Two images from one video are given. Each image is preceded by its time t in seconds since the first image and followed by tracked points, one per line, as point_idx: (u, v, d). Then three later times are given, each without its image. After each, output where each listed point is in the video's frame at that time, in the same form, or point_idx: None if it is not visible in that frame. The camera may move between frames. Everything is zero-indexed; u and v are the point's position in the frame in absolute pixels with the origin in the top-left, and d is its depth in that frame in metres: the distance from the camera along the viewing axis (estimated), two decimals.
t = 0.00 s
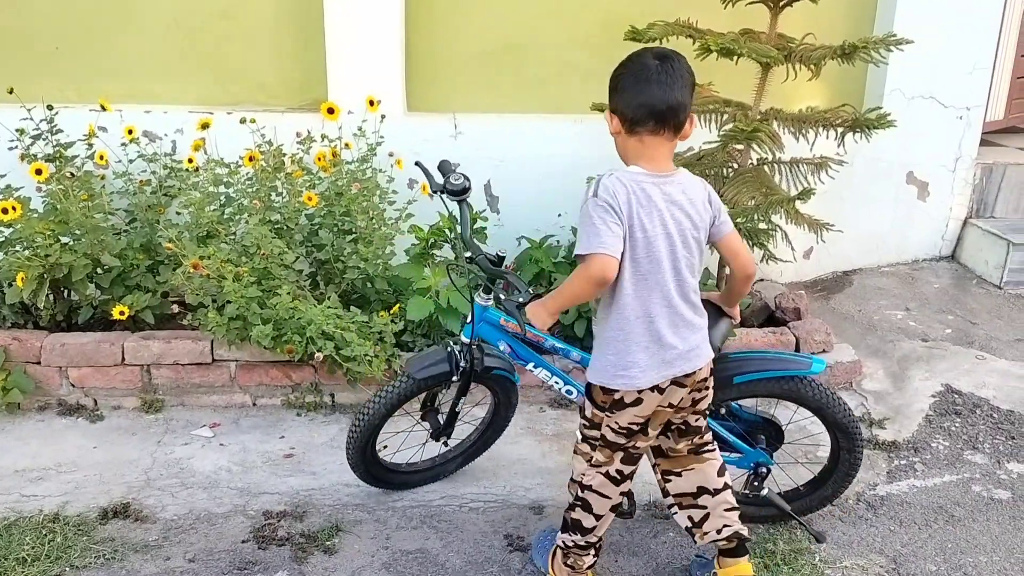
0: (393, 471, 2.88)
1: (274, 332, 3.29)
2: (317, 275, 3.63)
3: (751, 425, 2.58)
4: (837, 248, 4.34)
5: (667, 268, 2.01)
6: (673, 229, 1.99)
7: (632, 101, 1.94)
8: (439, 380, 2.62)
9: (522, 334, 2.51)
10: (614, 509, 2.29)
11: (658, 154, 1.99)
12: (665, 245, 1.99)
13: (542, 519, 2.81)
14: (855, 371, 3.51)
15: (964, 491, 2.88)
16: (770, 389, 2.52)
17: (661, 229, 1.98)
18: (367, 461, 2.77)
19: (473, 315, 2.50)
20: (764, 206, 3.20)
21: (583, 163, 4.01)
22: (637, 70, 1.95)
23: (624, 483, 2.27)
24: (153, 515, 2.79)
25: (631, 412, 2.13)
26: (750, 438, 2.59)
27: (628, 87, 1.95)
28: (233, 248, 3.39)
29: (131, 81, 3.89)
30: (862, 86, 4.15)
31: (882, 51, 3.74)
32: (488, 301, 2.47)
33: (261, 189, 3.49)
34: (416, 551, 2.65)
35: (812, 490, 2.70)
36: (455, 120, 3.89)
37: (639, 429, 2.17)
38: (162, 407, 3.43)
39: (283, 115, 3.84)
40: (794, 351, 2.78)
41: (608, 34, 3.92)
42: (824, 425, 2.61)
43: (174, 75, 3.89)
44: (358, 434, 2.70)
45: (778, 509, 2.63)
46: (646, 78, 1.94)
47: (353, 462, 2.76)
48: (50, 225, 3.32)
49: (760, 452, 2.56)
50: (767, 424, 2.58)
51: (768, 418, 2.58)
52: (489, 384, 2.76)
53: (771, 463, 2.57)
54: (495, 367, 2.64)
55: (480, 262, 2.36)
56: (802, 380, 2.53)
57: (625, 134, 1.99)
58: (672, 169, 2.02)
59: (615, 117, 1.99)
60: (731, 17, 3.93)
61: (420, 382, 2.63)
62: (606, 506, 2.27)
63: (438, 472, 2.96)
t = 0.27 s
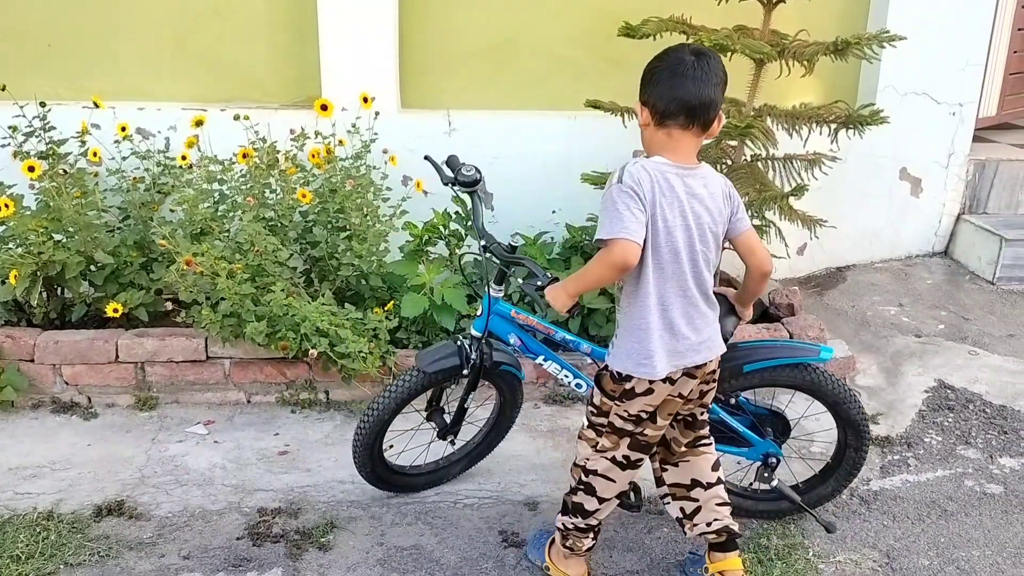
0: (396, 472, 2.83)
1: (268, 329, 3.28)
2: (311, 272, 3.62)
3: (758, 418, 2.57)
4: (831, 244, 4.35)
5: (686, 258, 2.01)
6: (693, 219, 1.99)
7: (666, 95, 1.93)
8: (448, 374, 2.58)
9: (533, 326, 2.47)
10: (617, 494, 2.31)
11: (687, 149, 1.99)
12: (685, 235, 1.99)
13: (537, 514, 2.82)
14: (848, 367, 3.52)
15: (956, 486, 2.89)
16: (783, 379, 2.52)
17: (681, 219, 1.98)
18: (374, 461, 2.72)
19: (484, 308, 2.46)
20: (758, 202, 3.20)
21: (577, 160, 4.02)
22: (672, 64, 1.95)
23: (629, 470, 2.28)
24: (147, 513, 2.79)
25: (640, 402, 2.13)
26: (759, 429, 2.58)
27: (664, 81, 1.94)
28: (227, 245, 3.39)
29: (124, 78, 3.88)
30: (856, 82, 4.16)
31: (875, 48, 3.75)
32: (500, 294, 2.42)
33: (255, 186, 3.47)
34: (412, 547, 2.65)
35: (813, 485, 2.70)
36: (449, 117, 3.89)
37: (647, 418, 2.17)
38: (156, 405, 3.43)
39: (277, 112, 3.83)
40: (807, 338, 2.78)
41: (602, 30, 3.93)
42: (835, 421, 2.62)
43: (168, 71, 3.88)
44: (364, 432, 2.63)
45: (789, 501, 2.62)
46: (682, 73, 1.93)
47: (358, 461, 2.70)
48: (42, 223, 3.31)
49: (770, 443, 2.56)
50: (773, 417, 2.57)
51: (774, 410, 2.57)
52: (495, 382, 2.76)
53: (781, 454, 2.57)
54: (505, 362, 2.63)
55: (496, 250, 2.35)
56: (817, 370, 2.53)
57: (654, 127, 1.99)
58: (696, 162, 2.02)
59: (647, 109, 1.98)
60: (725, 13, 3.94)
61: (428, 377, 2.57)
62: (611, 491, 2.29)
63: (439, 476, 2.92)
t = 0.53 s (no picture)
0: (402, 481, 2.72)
1: (268, 327, 3.28)
2: (311, 270, 3.62)
3: (768, 409, 2.55)
4: (830, 242, 4.35)
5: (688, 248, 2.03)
6: (698, 210, 2.02)
7: (663, 88, 1.94)
8: (457, 365, 2.52)
9: (549, 317, 2.45)
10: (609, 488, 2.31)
11: (686, 141, 2.01)
12: (689, 225, 2.01)
13: (536, 512, 2.82)
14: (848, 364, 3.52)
15: (955, 483, 2.90)
16: (798, 367, 2.53)
17: (687, 208, 2.00)
18: (376, 461, 2.63)
19: (500, 300, 2.41)
20: (757, 200, 3.20)
21: (576, 158, 4.02)
22: (666, 57, 1.96)
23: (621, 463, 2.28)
24: (147, 511, 2.79)
25: (630, 394, 2.14)
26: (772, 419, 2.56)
27: (658, 74, 1.95)
28: (226, 243, 3.39)
29: (123, 77, 3.87)
30: (855, 79, 4.16)
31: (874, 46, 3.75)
32: (517, 284, 2.38)
33: (254, 184, 3.47)
34: (411, 545, 2.66)
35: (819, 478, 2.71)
36: (448, 115, 3.89)
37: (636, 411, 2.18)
38: (156, 403, 3.43)
39: (276, 110, 3.83)
40: (812, 325, 2.81)
41: (601, 28, 3.92)
42: (844, 413, 2.64)
43: (167, 69, 3.87)
44: (366, 424, 2.55)
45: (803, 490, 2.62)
46: (677, 65, 1.94)
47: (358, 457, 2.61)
48: (42, 221, 3.31)
49: (784, 430, 2.55)
50: (780, 407, 2.56)
51: (781, 401, 2.56)
52: (508, 391, 2.66)
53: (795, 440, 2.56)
54: (516, 365, 2.57)
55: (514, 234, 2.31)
56: (832, 357, 2.55)
57: (653, 120, 2.00)
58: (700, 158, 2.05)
59: (644, 103, 1.99)
60: (724, 10, 3.93)
61: (437, 367, 2.51)
62: (603, 483, 2.29)
63: (444, 493, 2.79)
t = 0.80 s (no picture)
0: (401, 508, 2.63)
1: (264, 331, 3.27)
2: (307, 273, 3.62)
3: (769, 417, 2.55)
4: (826, 244, 4.34)
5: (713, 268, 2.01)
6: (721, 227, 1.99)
7: (672, 93, 1.93)
8: (456, 394, 2.44)
9: (553, 340, 2.37)
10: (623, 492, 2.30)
11: (698, 146, 1.99)
12: (713, 242, 1.99)
13: (533, 516, 2.81)
14: (845, 367, 3.52)
15: (953, 486, 2.89)
16: (801, 378, 2.52)
17: (713, 227, 1.97)
18: (372, 492, 2.53)
19: (501, 324, 2.34)
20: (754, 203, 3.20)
21: (572, 161, 4.01)
22: (672, 63, 1.96)
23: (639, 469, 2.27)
24: (142, 516, 2.78)
25: (657, 405, 2.13)
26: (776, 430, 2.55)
27: (665, 79, 1.94)
28: (221, 247, 3.38)
29: (118, 80, 3.87)
30: (851, 82, 4.16)
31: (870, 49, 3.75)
32: (518, 307, 2.32)
33: (250, 187, 3.46)
34: (408, 550, 2.65)
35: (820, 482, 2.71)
36: (445, 117, 3.88)
37: (660, 417, 2.16)
38: (151, 407, 3.42)
39: (271, 113, 3.82)
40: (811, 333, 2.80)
41: (598, 31, 3.92)
42: (845, 419, 2.64)
43: (163, 72, 3.87)
44: (361, 457, 2.46)
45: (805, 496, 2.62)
46: (684, 69, 1.94)
47: (355, 490, 2.52)
48: (37, 225, 3.31)
49: (788, 441, 2.55)
50: (780, 415, 2.56)
51: (780, 408, 2.56)
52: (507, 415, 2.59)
53: (799, 451, 2.57)
54: (517, 390, 2.51)
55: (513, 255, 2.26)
56: (836, 367, 2.54)
57: (665, 127, 1.98)
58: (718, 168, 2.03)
59: (653, 110, 1.97)
60: (720, 13, 3.93)
61: (432, 398, 2.43)
62: (617, 489, 2.29)
63: (445, 516, 2.71)
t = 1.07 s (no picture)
0: (374, 512, 2.62)
1: (245, 332, 3.24)
2: (290, 273, 3.59)
3: (748, 424, 2.56)
4: (810, 242, 4.35)
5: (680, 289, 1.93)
6: (683, 245, 1.91)
7: (623, 108, 1.84)
8: (426, 403, 2.42)
9: (530, 351, 2.34)
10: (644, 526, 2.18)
11: (653, 160, 1.91)
12: (677, 261, 1.91)
13: (518, 517, 2.80)
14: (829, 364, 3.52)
15: (937, 482, 2.90)
16: (782, 386, 2.51)
17: (673, 247, 1.89)
18: (344, 497, 2.54)
19: (478, 337, 2.30)
20: (737, 200, 3.19)
21: (557, 159, 3.99)
22: (624, 74, 1.85)
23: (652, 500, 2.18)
24: (122, 519, 2.74)
25: (648, 422, 2.07)
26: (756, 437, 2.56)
27: (617, 93, 1.84)
28: (202, 247, 3.34)
29: (97, 79, 3.83)
30: (834, 79, 4.16)
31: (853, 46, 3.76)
32: (494, 322, 2.27)
33: (231, 187, 3.42)
34: (391, 552, 2.62)
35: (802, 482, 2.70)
36: (428, 116, 3.86)
37: (659, 438, 2.10)
38: (132, 409, 3.38)
39: (253, 112, 3.78)
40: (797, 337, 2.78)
41: (581, 28, 3.91)
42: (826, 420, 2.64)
43: (142, 70, 3.83)
44: (330, 465, 2.47)
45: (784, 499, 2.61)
46: (636, 82, 1.84)
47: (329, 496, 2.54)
48: (15, 226, 3.27)
49: (768, 448, 2.56)
50: (762, 420, 2.56)
51: (760, 414, 2.56)
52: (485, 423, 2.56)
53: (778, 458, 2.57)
54: (493, 402, 2.48)
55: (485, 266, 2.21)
56: (815, 375, 2.53)
57: (616, 143, 1.90)
58: (674, 179, 1.95)
59: (605, 125, 1.89)
60: (703, 10, 3.93)
61: (400, 407, 2.42)
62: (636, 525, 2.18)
63: (429, 519, 2.69)
